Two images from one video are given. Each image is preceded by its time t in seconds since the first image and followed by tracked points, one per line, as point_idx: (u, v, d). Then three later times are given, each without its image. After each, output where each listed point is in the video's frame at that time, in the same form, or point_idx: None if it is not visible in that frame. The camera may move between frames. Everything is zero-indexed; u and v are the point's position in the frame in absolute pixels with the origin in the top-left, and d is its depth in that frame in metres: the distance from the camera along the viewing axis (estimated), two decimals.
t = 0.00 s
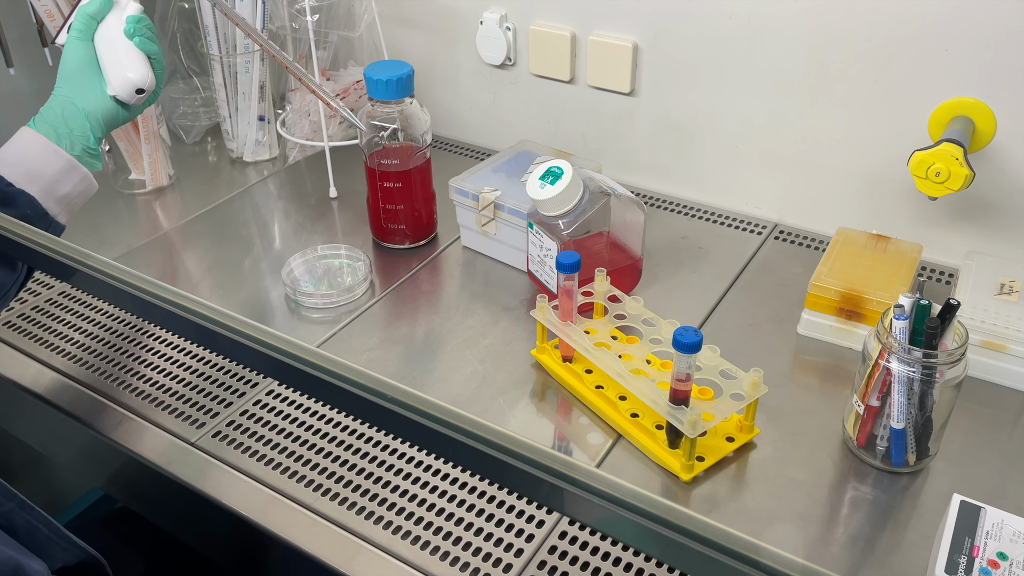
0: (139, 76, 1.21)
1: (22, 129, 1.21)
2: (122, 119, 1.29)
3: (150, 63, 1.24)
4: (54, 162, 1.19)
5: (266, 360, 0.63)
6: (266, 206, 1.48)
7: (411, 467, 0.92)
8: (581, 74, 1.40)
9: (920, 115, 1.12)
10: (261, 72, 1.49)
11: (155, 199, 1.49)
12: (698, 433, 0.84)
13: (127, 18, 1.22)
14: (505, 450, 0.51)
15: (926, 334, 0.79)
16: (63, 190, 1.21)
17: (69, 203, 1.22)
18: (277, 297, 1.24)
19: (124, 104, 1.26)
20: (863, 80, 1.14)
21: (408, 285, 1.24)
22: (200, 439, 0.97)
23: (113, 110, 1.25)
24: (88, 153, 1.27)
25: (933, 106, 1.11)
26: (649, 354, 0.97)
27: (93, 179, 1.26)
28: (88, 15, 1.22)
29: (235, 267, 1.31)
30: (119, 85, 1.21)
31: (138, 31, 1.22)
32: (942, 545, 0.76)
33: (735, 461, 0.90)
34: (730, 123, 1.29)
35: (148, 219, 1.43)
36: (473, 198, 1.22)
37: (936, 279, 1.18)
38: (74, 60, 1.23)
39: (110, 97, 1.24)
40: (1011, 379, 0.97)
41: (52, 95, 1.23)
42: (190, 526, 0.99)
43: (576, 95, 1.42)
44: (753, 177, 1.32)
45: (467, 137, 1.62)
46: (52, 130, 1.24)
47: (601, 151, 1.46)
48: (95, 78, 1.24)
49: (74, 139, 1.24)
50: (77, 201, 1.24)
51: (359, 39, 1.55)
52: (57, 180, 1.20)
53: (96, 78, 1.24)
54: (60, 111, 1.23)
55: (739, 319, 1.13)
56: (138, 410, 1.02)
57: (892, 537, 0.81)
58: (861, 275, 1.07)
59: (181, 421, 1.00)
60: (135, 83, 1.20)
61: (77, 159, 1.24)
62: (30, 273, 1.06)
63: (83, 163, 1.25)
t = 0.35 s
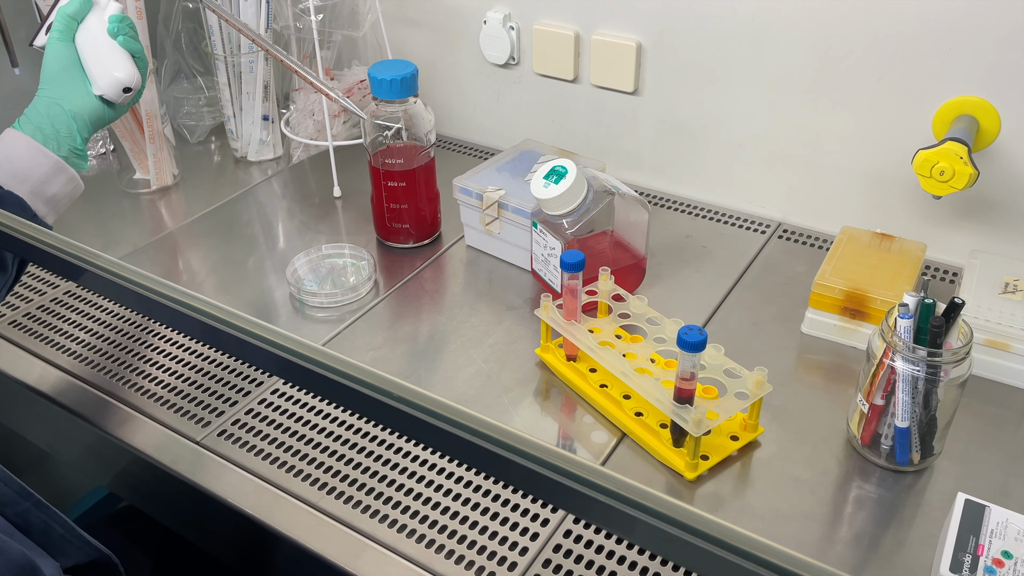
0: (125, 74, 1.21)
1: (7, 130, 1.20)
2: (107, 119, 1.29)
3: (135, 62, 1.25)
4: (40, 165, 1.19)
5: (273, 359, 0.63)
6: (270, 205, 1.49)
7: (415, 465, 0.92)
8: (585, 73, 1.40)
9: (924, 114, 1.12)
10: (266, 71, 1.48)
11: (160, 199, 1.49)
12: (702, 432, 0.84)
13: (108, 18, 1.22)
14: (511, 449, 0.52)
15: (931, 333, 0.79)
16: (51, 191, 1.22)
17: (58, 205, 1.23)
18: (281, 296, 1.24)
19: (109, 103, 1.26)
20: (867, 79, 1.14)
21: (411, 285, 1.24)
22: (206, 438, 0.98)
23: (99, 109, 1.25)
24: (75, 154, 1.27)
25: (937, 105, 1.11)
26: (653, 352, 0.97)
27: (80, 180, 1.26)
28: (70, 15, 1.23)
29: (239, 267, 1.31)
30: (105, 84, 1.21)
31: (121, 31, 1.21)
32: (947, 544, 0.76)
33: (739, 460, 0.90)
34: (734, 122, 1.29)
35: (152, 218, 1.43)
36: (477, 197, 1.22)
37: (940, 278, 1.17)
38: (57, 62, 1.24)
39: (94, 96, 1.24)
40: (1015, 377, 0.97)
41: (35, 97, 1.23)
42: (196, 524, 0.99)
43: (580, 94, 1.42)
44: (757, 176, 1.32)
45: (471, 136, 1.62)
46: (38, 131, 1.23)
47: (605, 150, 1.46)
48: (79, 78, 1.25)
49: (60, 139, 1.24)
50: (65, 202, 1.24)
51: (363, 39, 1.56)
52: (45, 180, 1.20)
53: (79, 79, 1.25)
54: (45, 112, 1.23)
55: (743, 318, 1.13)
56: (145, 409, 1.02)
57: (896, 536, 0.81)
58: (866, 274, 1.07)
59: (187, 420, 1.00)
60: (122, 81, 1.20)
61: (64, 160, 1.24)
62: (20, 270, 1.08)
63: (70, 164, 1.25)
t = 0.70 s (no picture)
0: (117, 76, 1.21)
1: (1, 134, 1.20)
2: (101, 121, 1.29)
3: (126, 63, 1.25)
4: (36, 168, 1.18)
5: (275, 363, 0.63)
6: (272, 207, 1.49)
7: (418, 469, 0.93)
8: (587, 75, 1.40)
9: (925, 116, 1.12)
10: (267, 73, 1.49)
11: (162, 201, 1.49)
12: (704, 435, 0.84)
13: (98, 22, 1.23)
14: (513, 453, 0.52)
15: (931, 336, 0.79)
16: (46, 193, 1.21)
17: (53, 208, 1.23)
18: (283, 298, 1.24)
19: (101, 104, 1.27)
20: (868, 80, 1.14)
21: (413, 287, 1.25)
22: (208, 440, 0.98)
23: (92, 111, 1.25)
24: (69, 157, 1.27)
25: (938, 107, 1.11)
26: (655, 355, 0.97)
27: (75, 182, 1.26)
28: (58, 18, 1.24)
29: (241, 269, 1.31)
30: (97, 86, 1.21)
31: (111, 33, 1.23)
32: (948, 546, 0.76)
33: (740, 462, 0.90)
34: (735, 123, 1.30)
35: (155, 220, 1.43)
36: (478, 199, 1.22)
37: (940, 279, 1.17)
38: (47, 65, 1.24)
39: (87, 99, 1.25)
40: (1016, 379, 0.97)
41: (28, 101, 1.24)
42: (198, 525, 1.00)
43: (581, 96, 1.42)
44: (759, 177, 1.32)
45: (472, 138, 1.62)
46: (31, 135, 1.25)
47: (606, 152, 1.47)
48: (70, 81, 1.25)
49: (54, 142, 1.25)
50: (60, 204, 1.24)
51: (365, 41, 1.56)
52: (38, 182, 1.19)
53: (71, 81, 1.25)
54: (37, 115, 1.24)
55: (744, 319, 1.13)
56: (147, 411, 1.02)
57: (897, 537, 0.81)
58: (867, 276, 1.07)
59: (189, 422, 1.00)
60: (114, 83, 1.20)
61: (58, 162, 1.24)
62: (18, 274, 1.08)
63: (64, 166, 1.25)
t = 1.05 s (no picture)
0: (92, 78, 1.20)
1: None
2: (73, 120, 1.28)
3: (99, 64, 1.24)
4: (7, 168, 1.15)
5: (267, 363, 0.62)
6: (270, 206, 1.49)
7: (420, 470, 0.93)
8: (585, 74, 1.39)
9: (925, 115, 1.12)
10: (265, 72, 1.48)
11: (159, 200, 1.49)
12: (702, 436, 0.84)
13: (70, 22, 1.22)
14: (508, 455, 0.52)
15: (931, 337, 0.79)
16: (18, 193, 1.18)
17: (24, 208, 1.19)
18: (281, 298, 1.24)
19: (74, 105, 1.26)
20: (867, 80, 1.14)
21: (411, 287, 1.24)
22: (204, 440, 0.97)
23: (65, 111, 1.24)
24: (42, 157, 1.27)
25: (938, 106, 1.10)
26: (653, 355, 0.97)
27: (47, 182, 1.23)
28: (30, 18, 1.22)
29: (239, 268, 1.31)
30: (72, 87, 1.20)
31: (84, 33, 1.22)
32: (947, 548, 0.76)
33: (738, 463, 0.89)
34: (734, 122, 1.29)
35: (152, 219, 1.43)
36: (477, 199, 1.22)
37: (940, 280, 1.17)
38: (16, 64, 1.22)
39: (60, 99, 1.23)
40: (1016, 380, 0.97)
41: None
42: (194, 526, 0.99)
43: (579, 95, 1.42)
44: (758, 177, 1.32)
45: (471, 138, 1.61)
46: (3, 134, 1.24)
47: (605, 151, 1.46)
48: (42, 81, 1.23)
49: (27, 142, 1.24)
50: (32, 205, 1.20)
51: (363, 40, 1.55)
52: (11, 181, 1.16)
53: (43, 81, 1.24)
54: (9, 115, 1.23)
55: (743, 320, 1.13)
56: (143, 412, 1.02)
57: (896, 539, 0.81)
58: (866, 276, 1.06)
59: (186, 423, 1.00)
60: (88, 86, 1.20)
61: (30, 163, 1.23)
62: None
63: (37, 167, 1.24)
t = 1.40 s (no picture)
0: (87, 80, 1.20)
1: None
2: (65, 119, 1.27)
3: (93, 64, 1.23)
4: None
5: (256, 363, 0.62)
6: (266, 204, 1.48)
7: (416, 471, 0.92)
8: (583, 72, 1.39)
9: (924, 113, 1.11)
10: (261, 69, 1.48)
11: (155, 197, 1.48)
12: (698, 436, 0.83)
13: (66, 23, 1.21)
14: (502, 458, 0.51)
15: (929, 337, 0.78)
16: (11, 192, 1.17)
17: (16, 206, 1.18)
18: (277, 296, 1.23)
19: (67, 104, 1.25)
20: (866, 78, 1.13)
21: (407, 285, 1.23)
22: (198, 440, 0.97)
23: (58, 112, 1.23)
24: (34, 156, 1.25)
25: (937, 104, 1.10)
26: (650, 355, 0.96)
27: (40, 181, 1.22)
28: (24, 17, 1.21)
29: (235, 266, 1.30)
30: (66, 88, 1.20)
31: (80, 35, 1.21)
32: (945, 550, 0.75)
33: (735, 464, 0.89)
34: (732, 120, 1.28)
35: (147, 217, 1.42)
36: (473, 197, 1.21)
37: (939, 279, 1.16)
38: (11, 63, 1.20)
39: (54, 99, 1.22)
40: (1015, 380, 0.96)
41: None
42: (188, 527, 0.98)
43: (577, 93, 1.41)
44: (757, 175, 1.31)
45: (469, 135, 1.61)
46: None
47: (603, 149, 1.46)
48: (35, 80, 1.22)
49: (20, 142, 1.22)
50: (25, 204, 1.20)
51: (359, 37, 1.55)
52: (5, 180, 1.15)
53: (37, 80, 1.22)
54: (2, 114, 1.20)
55: (741, 319, 1.12)
56: (136, 412, 1.01)
57: (894, 540, 0.80)
58: (865, 276, 1.06)
59: (179, 423, 0.99)
60: (84, 88, 1.20)
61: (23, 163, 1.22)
62: None
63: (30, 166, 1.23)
